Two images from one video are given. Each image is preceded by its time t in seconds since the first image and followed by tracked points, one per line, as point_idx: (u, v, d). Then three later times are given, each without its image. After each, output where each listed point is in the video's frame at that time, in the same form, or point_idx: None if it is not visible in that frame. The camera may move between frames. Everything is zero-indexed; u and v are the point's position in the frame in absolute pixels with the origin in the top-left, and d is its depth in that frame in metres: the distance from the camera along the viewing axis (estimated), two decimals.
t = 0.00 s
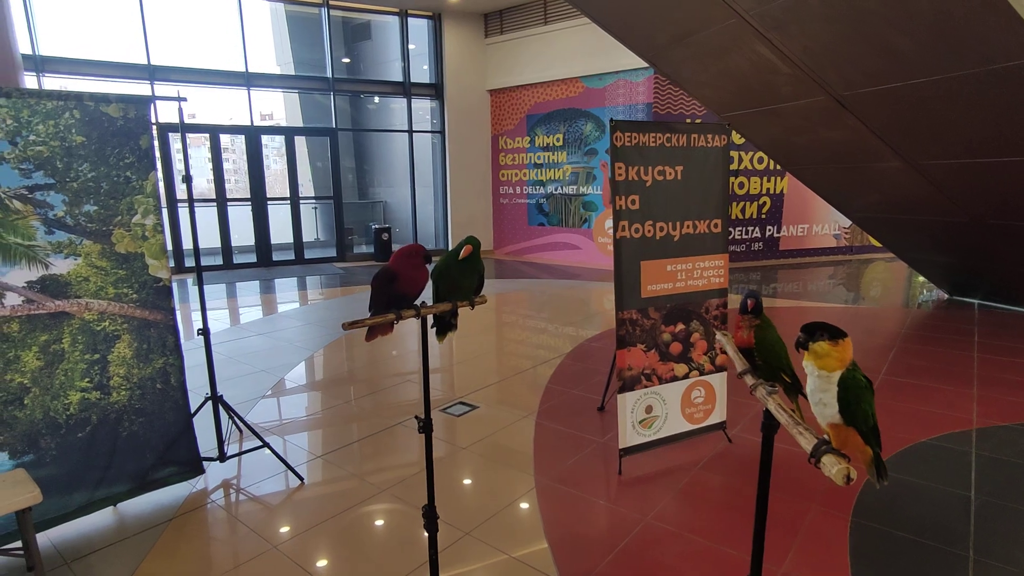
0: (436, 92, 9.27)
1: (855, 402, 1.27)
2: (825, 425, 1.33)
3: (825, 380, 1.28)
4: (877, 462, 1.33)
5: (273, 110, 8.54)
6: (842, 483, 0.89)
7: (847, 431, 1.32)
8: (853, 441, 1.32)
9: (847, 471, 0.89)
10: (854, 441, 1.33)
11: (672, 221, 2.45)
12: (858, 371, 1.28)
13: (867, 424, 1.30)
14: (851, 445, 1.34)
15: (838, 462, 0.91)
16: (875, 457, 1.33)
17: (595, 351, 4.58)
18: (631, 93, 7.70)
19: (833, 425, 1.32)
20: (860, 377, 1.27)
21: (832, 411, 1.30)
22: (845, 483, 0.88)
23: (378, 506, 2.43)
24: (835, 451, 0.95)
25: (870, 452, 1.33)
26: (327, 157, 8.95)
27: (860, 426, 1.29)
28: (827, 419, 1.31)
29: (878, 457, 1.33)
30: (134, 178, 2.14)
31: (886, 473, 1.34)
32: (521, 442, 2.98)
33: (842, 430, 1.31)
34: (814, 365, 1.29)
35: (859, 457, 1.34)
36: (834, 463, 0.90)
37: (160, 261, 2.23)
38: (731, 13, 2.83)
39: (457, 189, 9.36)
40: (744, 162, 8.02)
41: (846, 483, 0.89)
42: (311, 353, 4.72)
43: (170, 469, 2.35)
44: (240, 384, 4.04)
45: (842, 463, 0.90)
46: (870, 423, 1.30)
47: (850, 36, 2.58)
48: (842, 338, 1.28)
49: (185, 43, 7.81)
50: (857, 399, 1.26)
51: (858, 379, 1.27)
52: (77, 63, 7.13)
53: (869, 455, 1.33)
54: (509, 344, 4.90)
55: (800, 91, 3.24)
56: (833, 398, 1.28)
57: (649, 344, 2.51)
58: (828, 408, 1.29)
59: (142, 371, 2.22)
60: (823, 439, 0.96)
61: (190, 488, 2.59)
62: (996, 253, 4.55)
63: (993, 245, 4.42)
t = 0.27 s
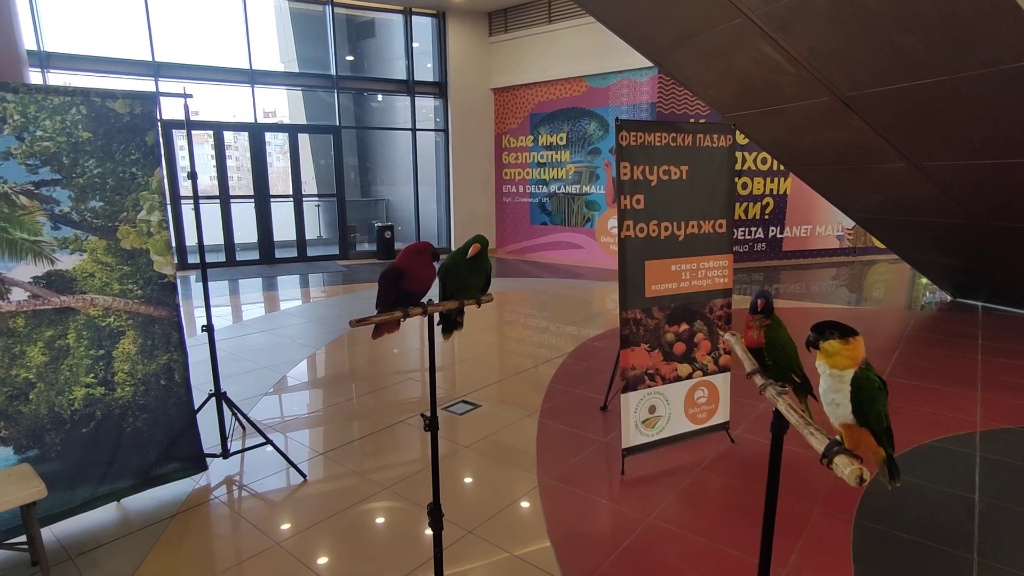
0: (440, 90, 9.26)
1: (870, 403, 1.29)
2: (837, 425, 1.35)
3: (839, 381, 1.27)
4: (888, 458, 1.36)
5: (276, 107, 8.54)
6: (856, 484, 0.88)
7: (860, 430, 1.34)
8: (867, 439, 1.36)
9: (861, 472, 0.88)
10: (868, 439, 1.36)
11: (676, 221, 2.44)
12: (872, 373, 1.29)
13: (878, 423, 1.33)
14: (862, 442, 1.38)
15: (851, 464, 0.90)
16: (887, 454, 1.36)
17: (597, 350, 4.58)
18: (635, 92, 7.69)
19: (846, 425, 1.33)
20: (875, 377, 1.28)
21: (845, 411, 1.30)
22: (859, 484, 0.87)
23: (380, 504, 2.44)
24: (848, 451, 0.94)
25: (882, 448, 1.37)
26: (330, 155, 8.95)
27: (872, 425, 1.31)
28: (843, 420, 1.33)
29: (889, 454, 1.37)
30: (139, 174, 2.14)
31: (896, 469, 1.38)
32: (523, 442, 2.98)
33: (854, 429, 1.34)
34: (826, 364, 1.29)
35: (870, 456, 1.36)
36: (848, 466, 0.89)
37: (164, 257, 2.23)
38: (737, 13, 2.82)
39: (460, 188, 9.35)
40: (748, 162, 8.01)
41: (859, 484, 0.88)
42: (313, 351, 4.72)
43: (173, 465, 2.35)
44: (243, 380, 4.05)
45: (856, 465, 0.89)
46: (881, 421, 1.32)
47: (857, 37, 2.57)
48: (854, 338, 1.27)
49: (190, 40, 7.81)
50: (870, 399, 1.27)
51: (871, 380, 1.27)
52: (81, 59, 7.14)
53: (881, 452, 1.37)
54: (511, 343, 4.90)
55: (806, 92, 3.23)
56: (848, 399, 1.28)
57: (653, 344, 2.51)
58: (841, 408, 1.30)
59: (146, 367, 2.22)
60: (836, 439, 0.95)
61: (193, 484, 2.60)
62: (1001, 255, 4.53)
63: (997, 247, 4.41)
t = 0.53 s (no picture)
0: (441, 88, 9.25)
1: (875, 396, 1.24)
2: (842, 422, 1.30)
3: (844, 377, 1.27)
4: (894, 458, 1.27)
5: (276, 105, 8.52)
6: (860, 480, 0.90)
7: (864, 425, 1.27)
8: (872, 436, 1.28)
9: (866, 469, 0.90)
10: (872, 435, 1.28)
11: (678, 220, 2.44)
12: (876, 365, 1.25)
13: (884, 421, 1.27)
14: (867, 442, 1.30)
15: (856, 460, 0.92)
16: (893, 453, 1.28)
17: (597, 349, 4.58)
18: (636, 92, 7.69)
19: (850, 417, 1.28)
20: (879, 372, 1.25)
21: (850, 408, 1.27)
22: (863, 481, 0.89)
23: (379, 502, 2.44)
24: (853, 449, 0.97)
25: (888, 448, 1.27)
26: (330, 153, 8.95)
27: (878, 423, 1.25)
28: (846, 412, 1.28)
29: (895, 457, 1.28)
30: (140, 170, 2.14)
31: (901, 473, 1.31)
32: (523, 440, 2.98)
33: (859, 426, 1.28)
34: (832, 361, 1.29)
35: (876, 457, 1.28)
36: (852, 462, 0.92)
37: (165, 254, 2.22)
38: (739, 12, 2.82)
39: (460, 186, 9.34)
40: (749, 162, 8.01)
41: (864, 480, 0.90)
42: (313, 349, 4.72)
43: (173, 462, 2.35)
44: (242, 378, 4.05)
45: (861, 462, 0.91)
46: (888, 420, 1.26)
47: (859, 37, 2.57)
48: (860, 334, 1.27)
49: (190, 37, 7.80)
50: (875, 396, 1.24)
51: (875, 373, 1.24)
52: (82, 55, 7.12)
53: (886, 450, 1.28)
54: (511, 341, 4.89)
55: (807, 91, 3.23)
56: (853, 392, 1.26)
57: (654, 342, 2.51)
58: (846, 405, 1.28)
59: (146, 364, 2.22)
60: (841, 437, 0.98)
61: (193, 480, 2.60)
62: (1001, 255, 4.53)
63: (997, 247, 4.41)
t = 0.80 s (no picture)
0: (440, 86, 9.24)
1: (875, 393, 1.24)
2: (842, 420, 1.32)
3: (843, 374, 1.27)
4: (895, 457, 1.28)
5: (275, 102, 8.50)
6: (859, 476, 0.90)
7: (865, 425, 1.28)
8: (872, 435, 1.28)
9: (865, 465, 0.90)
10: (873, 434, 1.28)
11: (677, 218, 2.45)
12: (875, 363, 1.26)
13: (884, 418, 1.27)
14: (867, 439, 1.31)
15: (856, 456, 0.92)
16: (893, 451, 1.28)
17: (596, 348, 4.59)
18: (635, 90, 7.69)
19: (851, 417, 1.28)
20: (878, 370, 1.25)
21: (850, 405, 1.28)
22: (862, 476, 0.89)
23: (377, 500, 2.44)
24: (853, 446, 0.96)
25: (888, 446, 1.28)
26: (329, 151, 8.94)
27: (877, 420, 1.25)
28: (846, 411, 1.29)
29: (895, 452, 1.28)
30: (139, 167, 2.14)
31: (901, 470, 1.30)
32: (521, 438, 2.98)
33: (859, 424, 1.29)
34: (831, 359, 1.30)
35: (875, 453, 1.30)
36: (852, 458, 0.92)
37: (164, 251, 2.23)
38: (738, 11, 2.82)
39: (459, 185, 9.33)
40: (748, 161, 8.01)
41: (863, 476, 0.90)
42: (311, 347, 4.72)
43: (172, 459, 2.35)
44: (240, 375, 4.04)
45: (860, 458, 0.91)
46: (888, 416, 1.27)
47: (859, 36, 2.57)
48: (859, 331, 1.28)
49: (189, 34, 7.77)
50: (875, 393, 1.24)
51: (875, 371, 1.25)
52: (79, 52, 7.10)
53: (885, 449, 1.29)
54: (509, 340, 4.89)
55: (806, 90, 3.23)
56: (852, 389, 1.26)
57: (652, 341, 2.51)
58: (845, 403, 1.28)
59: (145, 361, 2.22)
60: (840, 434, 0.98)
61: (191, 478, 2.60)
62: (999, 255, 4.55)
63: (995, 247, 4.43)
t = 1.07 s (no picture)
0: (436, 84, 9.22)
1: (870, 391, 1.25)
2: (837, 418, 1.33)
3: (837, 373, 1.28)
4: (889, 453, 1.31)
5: (270, 100, 8.47)
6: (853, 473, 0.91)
7: (859, 423, 1.30)
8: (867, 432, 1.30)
9: (860, 462, 0.90)
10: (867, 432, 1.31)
11: (673, 217, 2.45)
12: (869, 362, 1.27)
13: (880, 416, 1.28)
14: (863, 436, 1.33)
15: (850, 454, 0.92)
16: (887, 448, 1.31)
17: (592, 346, 4.60)
18: (632, 89, 7.69)
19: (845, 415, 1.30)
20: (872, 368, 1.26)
21: (846, 403, 1.29)
22: (857, 474, 0.90)
23: (373, 499, 2.43)
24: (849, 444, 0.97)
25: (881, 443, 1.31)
26: (325, 149, 8.91)
27: (873, 418, 1.27)
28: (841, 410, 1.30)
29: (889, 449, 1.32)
30: (133, 164, 2.13)
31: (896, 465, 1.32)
32: (518, 437, 2.98)
33: (855, 422, 1.30)
34: (824, 357, 1.30)
35: (870, 450, 1.32)
36: (846, 456, 0.92)
37: (158, 249, 2.22)
38: (734, 10, 2.82)
39: (455, 183, 9.32)
40: (744, 160, 8.04)
41: (859, 474, 0.91)
42: (307, 345, 4.71)
43: (167, 459, 2.34)
44: (235, 374, 4.03)
45: (855, 455, 0.92)
46: (883, 414, 1.28)
47: (854, 35, 2.58)
48: (852, 330, 1.27)
49: (184, 31, 7.73)
50: (870, 392, 1.25)
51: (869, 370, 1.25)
52: (73, 48, 7.04)
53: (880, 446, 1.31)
54: (506, 338, 4.89)
55: (802, 89, 3.24)
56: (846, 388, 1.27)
57: (649, 339, 2.51)
58: (840, 401, 1.29)
59: (140, 360, 2.21)
60: (836, 432, 0.98)
61: (186, 477, 2.59)
62: (992, 254, 4.58)
63: (988, 246, 4.46)
